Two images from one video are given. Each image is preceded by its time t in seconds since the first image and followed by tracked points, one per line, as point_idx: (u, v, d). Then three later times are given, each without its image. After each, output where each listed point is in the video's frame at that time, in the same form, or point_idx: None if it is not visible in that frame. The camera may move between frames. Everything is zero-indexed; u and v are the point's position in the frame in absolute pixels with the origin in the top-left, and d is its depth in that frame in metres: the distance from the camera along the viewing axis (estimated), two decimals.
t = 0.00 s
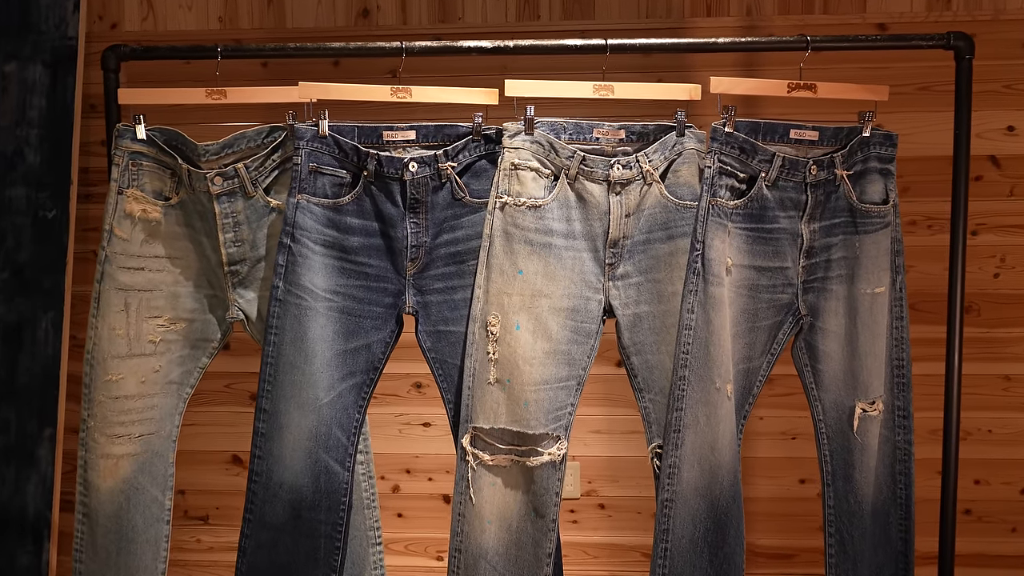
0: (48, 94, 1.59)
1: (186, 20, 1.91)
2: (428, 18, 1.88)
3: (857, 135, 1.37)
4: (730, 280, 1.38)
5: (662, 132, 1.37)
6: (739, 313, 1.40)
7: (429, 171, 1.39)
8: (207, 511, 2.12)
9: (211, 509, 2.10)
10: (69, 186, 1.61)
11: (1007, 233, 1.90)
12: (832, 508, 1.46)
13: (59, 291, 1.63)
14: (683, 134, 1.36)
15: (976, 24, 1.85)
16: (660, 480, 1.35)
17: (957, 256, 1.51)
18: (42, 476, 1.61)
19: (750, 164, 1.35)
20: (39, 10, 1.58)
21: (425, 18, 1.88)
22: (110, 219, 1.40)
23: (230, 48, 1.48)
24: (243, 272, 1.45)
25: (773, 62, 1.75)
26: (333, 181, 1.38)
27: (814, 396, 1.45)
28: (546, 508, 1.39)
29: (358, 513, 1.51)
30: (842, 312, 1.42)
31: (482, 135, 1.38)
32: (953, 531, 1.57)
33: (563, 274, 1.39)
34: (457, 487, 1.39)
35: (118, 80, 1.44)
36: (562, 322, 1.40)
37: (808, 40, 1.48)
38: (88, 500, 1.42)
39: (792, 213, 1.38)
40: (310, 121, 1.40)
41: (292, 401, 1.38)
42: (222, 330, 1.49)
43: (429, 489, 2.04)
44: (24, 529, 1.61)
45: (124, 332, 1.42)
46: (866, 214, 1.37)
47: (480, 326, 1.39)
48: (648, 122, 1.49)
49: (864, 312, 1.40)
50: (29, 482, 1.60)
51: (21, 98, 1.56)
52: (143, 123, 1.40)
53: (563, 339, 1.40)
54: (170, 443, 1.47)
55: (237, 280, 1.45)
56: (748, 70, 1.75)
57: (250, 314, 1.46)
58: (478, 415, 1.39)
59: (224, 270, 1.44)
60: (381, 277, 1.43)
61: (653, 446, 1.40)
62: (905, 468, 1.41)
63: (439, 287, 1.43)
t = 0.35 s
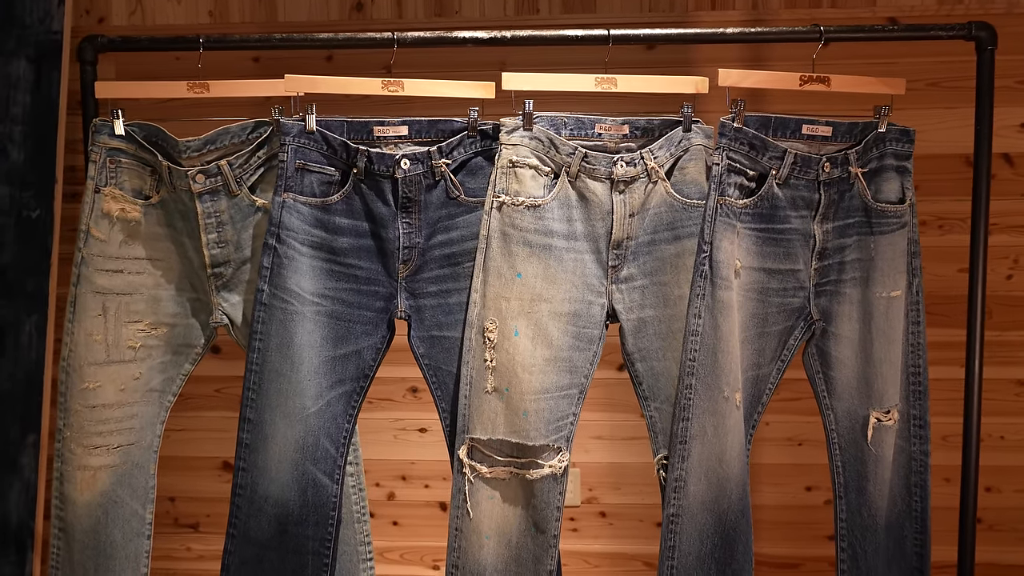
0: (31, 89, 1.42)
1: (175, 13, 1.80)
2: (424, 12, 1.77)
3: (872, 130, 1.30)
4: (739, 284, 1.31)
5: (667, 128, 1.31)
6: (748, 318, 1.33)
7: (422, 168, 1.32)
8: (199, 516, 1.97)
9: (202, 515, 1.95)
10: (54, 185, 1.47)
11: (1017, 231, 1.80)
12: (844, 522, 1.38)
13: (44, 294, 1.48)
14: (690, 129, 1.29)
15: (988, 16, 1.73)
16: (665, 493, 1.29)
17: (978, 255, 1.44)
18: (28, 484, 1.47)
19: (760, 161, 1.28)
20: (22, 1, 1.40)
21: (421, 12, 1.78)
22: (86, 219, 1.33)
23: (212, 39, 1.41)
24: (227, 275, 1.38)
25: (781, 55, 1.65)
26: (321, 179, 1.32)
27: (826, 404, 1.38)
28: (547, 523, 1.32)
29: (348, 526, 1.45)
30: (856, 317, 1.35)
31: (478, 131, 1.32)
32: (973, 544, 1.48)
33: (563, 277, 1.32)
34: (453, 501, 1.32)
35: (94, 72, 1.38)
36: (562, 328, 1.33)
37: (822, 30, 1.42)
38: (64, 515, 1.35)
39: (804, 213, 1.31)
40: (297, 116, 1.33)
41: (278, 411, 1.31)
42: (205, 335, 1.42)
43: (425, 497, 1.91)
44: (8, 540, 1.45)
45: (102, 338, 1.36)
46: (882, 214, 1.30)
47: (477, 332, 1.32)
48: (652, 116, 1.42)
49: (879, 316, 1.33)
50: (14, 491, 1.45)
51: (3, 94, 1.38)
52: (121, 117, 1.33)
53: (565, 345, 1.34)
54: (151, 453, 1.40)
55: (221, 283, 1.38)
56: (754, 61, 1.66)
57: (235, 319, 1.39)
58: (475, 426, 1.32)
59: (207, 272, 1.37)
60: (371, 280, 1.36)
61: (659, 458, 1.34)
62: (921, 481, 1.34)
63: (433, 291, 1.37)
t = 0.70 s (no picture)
0: (16, 83, 1.34)
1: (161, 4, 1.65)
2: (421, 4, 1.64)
3: (889, 123, 1.24)
4: (749, 284, 1.24)
5: (674, 120, 1.24)
6: (758, 320, 1.26)
7: (415, 162, 1.25)
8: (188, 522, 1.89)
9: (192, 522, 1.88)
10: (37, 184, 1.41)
11: None
12: (858, 534, 1.31)
13: (25, 295, 1.40)
14: (697, 122, 1.23)
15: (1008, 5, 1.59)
16: (674, 505, 1.23)
17: (1000, 252, 1.37)
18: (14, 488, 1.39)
19: (771, 155, 1.21)
20: None
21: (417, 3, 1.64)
22: (60, 215, 1.26)
23: (195, 27, 1.36)
24: (210, 275, 1.31)
25: (790, 42, 1.58)
26: (309, 173, 1.25)
27: (838, 410, 1.31)
28: (549, 537, 1.26)
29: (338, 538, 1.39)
30: (871, 319, 1.28)
31: (475, 123, 1.25)
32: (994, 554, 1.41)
33: (564, 277, 1.26)
34: (450, 513, 1.25)
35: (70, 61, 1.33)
36: (562, 331, 1.27)
37: (836, 17, 1.35)
38: (38, 527, 1.28)
39: (817, 209, 1.25)
40: (283, 107, 1.26)
41: (263, 418, 1.25)
42: (189, 337, 1.36)
43: (422, 503, 1.82)
44: None
45: (79, 341, 1.29)
46: (898, 210, 1.24)
47: (474, 336, 1.26)
48: (657, 108, 1.36)
49: (895, 319, 1.26)
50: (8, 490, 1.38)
51: None
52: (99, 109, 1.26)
53: (566, 349, 1.27)
54: (131, 462, 1.34)
55: (205, 283, 1.32)
56: (761, 49, 1.58)
57: (220, 321, 1.33)
58: (473, 433, 1.26)
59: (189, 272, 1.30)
60: (362, 280, 1.29)
61: (665, 467, 1.28)
62: (939, 492, 1.26)
63: (428, 292, 1.30)
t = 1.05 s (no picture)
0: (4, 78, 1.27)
1: None
2: None
3: (908, 114, 1.18)
4: (760, 283, 1.19)
5: (681, 112, 1.19)
6: (769, 321, 1.21)
7: (411, 155, 1.19)
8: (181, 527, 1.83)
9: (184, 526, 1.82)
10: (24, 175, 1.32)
11: None
12: (873, 544, 1.23)
13: (14, 292, 1.33)
14: (706, 114, 1.17)
15: None
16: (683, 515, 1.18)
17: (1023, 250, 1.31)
18: None
19: (784, 148, 1.16)
20: None
21: None
22: (40, 211, 1.21)
23: (180, 14, 1.30)
24: (197, 273, 1.26)
25: (798, 29, 1.52)
26: (300, 167, 1.20)
27: (852, 415, 1.24)
28: (550, 547, 1.21)
29: (330, 547, 1.33)
30: (887, 320, 1.21)
31: (473, 115, 1.19)
32: (1018, 562, 1.32)
33: (566, 276, 1.20)
34: (447, 521, 1.20)
35: (51, 51, 1.31)
36: (565, 332, 1.21)
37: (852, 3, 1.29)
38: (16, 537, 1.23)
39: (832, 204, 1.19)
40: (273, 97, 1.21)
41: (251, 422, 1.19)
42: (175, 339, 1.31)
43: (421, 508, 1.76)
44: None
45: (60, 343, 1.23)
46: (917, 206, 1.17)
47: (472, 337, 1.20)
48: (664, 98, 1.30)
49: (914, 319, 1.19)
50: None
51: None
52: (79, 98, 1.20)
53: (568, 350, 1.22)
54: (115, 468, 1.28)
55: (191, 282, 1.26)
56: (765, 38, 1.52)
57: (207, 321, 1.27)
58: (470, 438, 1.20)
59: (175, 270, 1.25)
60: (355, 278, 1.24)
61: (672, 475, 1.23)
62: (957, 500, 1.19)
63: (424, 291, 1.24)
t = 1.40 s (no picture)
0: None
1: None
2: None
3: (933, 104, 1.11)
4: (776, 283, 1.13)
5: (693, 102, 1.12)
6: (785, 323, 1.15)
7: (408, 147, 1.13)
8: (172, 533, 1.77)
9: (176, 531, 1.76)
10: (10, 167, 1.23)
11: None
12: (895, 557, 1.17)
13: None
14: (719, 104, 1.11)
15: None
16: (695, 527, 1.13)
17: None
18: None
19: (802, 140, 1.09)
20: None
21: None
22: (18, 207, 1.15)
23: None
24: (184, 272, 1.20)
25: (810, 21, 1.42)
26: (291, 160, 1.14)
27: (874, 423, 1.17)
28: (552, 560, 1.15)
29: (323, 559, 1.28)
30: (910, 322, 1.15)
31: (473, 106, 1.13)
32: None
33: (571, 275, 1.14)
34: (444, 532, 1.14)
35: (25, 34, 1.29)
36: (570, 334, 1.15)
37: None
38: None
39: (852, 199, 1.12)
40: (263, 87, 1.15)
41: (241, 429, 1.13)
42: (161, 341, 1.25)
43: (420, 513, 1.70)
44: None
45: (39, 345, 1.17)
46: (941, 202, 1.11)
47: (472, 339, 1.14)
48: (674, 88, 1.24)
49: (937, 321, 1.13)
50: None
51: None
52: (59, 88, 1.14)
53: (573, 354, 1.16)
54: (98, 477, 1.22)
55: (178, 281, 1.20)
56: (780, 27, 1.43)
57: (194, 323, 1.21)
58: (469, 445, 1.14)
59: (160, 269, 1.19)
60: (349, 278, 1.18)
61: (683, 484, 1.17)
62: (982, 511, 1.13)
63: (423, 291, 1.18)
